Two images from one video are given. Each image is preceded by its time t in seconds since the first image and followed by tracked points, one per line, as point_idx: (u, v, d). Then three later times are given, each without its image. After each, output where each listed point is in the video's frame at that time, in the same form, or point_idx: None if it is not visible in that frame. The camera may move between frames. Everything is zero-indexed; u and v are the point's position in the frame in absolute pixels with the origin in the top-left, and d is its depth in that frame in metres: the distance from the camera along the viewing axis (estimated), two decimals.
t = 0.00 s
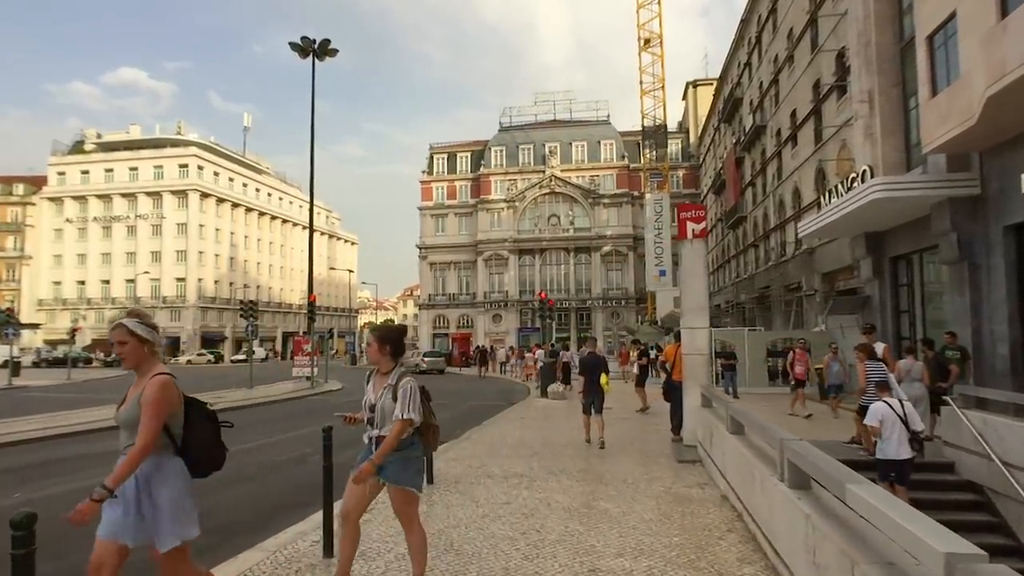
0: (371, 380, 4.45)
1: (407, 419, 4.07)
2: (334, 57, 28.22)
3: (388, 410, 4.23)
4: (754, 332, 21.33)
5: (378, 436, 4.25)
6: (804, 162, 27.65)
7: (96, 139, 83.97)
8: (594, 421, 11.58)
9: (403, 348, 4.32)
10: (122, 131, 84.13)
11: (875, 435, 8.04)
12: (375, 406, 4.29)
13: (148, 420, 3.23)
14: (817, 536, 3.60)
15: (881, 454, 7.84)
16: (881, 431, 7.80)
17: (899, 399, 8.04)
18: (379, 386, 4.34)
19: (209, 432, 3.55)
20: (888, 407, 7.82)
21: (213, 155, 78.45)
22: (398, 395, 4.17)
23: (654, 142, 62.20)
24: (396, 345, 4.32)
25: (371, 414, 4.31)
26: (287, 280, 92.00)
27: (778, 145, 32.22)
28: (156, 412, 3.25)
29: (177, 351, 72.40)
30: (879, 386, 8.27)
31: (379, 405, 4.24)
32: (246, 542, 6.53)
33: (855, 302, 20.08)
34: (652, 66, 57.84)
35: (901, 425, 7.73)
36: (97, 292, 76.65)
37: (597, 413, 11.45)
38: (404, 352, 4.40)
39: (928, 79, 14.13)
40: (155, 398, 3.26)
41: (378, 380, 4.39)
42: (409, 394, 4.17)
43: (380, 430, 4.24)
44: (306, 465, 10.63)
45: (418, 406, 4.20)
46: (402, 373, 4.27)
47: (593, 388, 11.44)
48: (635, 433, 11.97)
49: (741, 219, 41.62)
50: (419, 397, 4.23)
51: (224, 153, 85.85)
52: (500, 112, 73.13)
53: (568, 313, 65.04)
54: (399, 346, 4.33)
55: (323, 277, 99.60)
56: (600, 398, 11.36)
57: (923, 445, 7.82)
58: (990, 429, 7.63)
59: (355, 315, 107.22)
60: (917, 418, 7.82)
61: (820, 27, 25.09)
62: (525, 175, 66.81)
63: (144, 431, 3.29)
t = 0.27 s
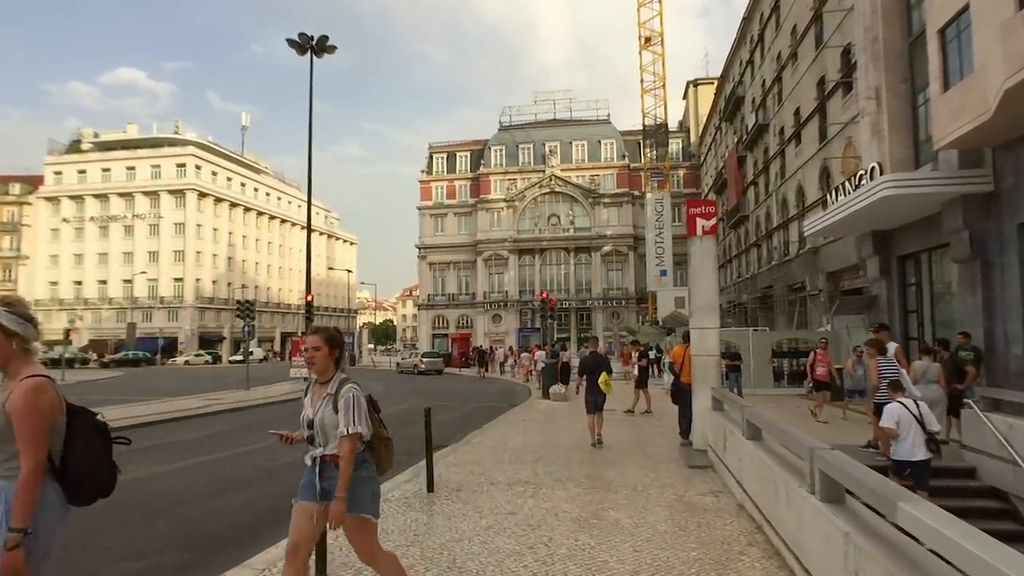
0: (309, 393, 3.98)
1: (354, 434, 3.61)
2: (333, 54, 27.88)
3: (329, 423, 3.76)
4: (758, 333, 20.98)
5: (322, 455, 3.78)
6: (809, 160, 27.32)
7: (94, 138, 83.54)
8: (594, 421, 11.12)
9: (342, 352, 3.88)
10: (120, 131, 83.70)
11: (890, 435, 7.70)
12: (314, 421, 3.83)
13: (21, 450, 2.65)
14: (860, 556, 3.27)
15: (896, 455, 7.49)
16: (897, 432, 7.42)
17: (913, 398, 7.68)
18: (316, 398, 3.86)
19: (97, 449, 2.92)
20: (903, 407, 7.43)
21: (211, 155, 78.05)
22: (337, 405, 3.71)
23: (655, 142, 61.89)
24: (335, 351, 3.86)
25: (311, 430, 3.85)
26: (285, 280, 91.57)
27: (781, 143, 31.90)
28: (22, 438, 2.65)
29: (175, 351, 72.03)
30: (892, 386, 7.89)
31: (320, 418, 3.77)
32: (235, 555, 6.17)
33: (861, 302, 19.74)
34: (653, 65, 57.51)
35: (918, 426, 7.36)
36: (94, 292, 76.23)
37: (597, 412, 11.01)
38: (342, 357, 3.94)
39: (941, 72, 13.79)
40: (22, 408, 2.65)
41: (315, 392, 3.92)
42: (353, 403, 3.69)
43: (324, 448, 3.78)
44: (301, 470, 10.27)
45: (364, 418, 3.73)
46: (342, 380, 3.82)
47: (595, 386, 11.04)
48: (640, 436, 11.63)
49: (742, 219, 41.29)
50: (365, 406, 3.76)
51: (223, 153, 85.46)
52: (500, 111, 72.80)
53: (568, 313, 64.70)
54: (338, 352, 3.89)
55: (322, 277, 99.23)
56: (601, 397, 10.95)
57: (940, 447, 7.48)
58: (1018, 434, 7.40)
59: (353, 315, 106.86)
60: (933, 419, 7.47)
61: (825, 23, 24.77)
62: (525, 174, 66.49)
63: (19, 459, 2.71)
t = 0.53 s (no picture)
0: (231, 395, 3.47)
1: (304, 432, 3.22)
2: (329, 50, 27.52)
3: (262, 425, 3.28)
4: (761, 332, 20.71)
5: (253, 463, 3.28)
6: (811, 158, 27.02)
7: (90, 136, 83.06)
8: (597, 422, 10.79)
9: (271, 342, 3.45)
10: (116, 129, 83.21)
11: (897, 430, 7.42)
12: (244, 425, 3.32)
13: None
14: None
15: (905, 450, 7.22)
16: (904, 426, 7.16)
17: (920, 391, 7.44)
18: (244, 400, 3.37)
19: None
20: (910, 399, 7.18)
21: (207, 153, 77.62)
22: (273, 402, 3.25)
23: (654, 140, 61.58)
24: (261, 343, 3.41)
25: (238, 436, 3.34)
26: (283, 279, 91.13)
27: (782, 141, 31.60)
28: None
29: (171, 351, 71.63)
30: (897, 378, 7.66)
31: (252, 422, 3.26)
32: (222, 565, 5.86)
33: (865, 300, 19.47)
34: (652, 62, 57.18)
35: (927, 418, 7.09)
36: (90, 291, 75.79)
37: (599, 414, 10.69)
38: (269, 350, 3.48)
39: (949, 66, 13.50)
40: None
41: (242, 393, 3.41)
42: (294, 399, 3.26)
43: (258, 455, 3.30)
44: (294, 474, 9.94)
45: (308, 414, 3.33)
46: (275, 373, 3.38)
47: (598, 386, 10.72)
48: (644, 438, 11.30)
49: (743, 217, 40.99)
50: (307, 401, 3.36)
51: (220, 151, 85.00)
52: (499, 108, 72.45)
53: (567, 312, 64.41)
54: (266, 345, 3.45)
55: (319, 276, 98.81)
56: (604, 397, 10.61)
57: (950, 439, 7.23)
58: None
59: (351, 314, 106.46)
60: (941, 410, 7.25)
61: (828, 19, 24.47)
62: (523, 172, 66.18)
63: None
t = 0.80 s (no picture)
0: (119, 414, 2.86)
1: (211, 467, 2.67)
2: (325, 46, 27.13)
3: (153, 460, 2.70)
4: (763, 331, 20.42)
5: (135, 505, 2.72)
6: (813, 155, 26.69)
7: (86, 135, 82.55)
8: (600, 420, 10.54)
9: (172, 353, 2.86)
10: (112, 128, 82.75)
11: (908, 428, 7.12)
12: (129, 457, 2.72)
13: None
14: None
15: (917, 450, 6.92)
16: (915, 424, 6.87)
17: (932, 387, 7.13)
18: (133, 426, 2.77)
19: None
20: (922, 396, 6.91)
21: (204, 153, 77.18)
22: (170, 430, 2.67)
23: (653, 139, 61.23)
24: (160, 354, 2.82)
25: (123, 471, 2.75)
26: (280, 279, 90.72)
27: (783, 139, 31.29)
28: None
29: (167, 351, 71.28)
30: (910, 374, 7.35)
31: (139, 453, 2.70)
32: None
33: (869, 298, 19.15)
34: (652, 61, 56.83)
35: (938, 416, 6.81)
36: (87, 291, 75.37)
37: (603, 412, 10.43)
38: (170, 363, 2.88)
39: (958, 58, 13.20)
40: None
41: (133, 413, 2.82)
42: (198, 425, 2.71)
43: (143, 495, 2.71)
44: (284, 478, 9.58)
45: (215, 446, 2.77)
46: (173, 395, 2.76)
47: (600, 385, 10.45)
48: (647, 440, 10.94)
49: (743, 215, 40.66)
50: (213, 430, 2.77)
51: (216, 150, 84.58)
52: (497, 108, 72.08)
53: (566, 312, 64.06)
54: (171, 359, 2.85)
55: (317, 276, 98.39)
56: (607, 396, 10.33)
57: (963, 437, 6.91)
58: None
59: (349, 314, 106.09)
60: (954, 407, 6.94)
61: (831, 15, 24.18)
62: (522, 172, 65.84)
63: None
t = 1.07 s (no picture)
0: None
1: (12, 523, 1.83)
2: (322, 42, 26.79)
3: None
4: (766, 332, 20.12)
5: None
6: (816, 153, 26.37)
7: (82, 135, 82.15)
8: (604, 422, 10.27)
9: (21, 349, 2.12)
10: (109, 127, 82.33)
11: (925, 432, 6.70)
12: None
13: None
14: None
15: (935, 455, 6.49)
16: (932, 428, 6.45)
17: (950, 389, 6.71)
18: None
19: None
20: (940, 398, 6.48)
21: (202, 152, 76.79)
22: None
23: (654, 138, 60.86)
24: None
25: None
26: (278, 279, 90.31)
27: (785, 137, 30.97)
28: None
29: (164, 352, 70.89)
30: (927, 375, 6.93)
31: None
32: None
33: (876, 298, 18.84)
34: (651, 59, 56.49)
35: (957, 420, 6.38)
36: (84, 291, 74.97)
37: (608, 414, 10.13)
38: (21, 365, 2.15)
39: (970, 51, 12.98)
40: None
41: None
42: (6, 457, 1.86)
43: None
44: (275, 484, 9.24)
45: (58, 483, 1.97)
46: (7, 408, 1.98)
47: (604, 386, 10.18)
48: (652, 444, 10.60)
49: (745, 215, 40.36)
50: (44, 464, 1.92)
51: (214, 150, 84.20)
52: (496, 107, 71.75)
53: (565, 312, 63.71)
54: (8, 368, 2.17)
55: (315, 275, 98.03)
56: (611, 397, 10.04)
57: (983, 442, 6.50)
58: None
59: (348, 314, 105.75)
60: (974, 411, 6.51)
61: (835, 10, 23.85)
62: (521, 171, 65.50)
63: None
